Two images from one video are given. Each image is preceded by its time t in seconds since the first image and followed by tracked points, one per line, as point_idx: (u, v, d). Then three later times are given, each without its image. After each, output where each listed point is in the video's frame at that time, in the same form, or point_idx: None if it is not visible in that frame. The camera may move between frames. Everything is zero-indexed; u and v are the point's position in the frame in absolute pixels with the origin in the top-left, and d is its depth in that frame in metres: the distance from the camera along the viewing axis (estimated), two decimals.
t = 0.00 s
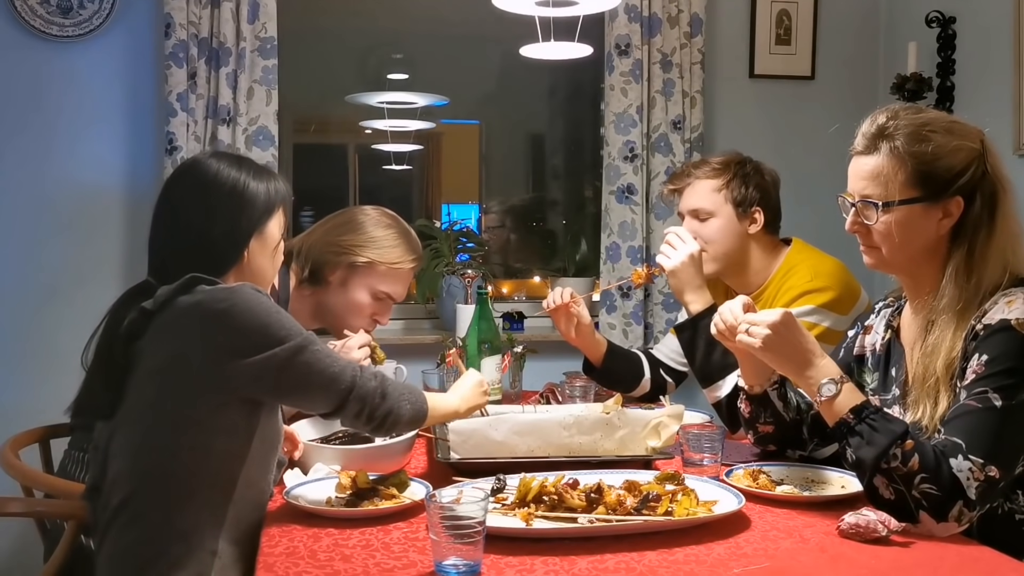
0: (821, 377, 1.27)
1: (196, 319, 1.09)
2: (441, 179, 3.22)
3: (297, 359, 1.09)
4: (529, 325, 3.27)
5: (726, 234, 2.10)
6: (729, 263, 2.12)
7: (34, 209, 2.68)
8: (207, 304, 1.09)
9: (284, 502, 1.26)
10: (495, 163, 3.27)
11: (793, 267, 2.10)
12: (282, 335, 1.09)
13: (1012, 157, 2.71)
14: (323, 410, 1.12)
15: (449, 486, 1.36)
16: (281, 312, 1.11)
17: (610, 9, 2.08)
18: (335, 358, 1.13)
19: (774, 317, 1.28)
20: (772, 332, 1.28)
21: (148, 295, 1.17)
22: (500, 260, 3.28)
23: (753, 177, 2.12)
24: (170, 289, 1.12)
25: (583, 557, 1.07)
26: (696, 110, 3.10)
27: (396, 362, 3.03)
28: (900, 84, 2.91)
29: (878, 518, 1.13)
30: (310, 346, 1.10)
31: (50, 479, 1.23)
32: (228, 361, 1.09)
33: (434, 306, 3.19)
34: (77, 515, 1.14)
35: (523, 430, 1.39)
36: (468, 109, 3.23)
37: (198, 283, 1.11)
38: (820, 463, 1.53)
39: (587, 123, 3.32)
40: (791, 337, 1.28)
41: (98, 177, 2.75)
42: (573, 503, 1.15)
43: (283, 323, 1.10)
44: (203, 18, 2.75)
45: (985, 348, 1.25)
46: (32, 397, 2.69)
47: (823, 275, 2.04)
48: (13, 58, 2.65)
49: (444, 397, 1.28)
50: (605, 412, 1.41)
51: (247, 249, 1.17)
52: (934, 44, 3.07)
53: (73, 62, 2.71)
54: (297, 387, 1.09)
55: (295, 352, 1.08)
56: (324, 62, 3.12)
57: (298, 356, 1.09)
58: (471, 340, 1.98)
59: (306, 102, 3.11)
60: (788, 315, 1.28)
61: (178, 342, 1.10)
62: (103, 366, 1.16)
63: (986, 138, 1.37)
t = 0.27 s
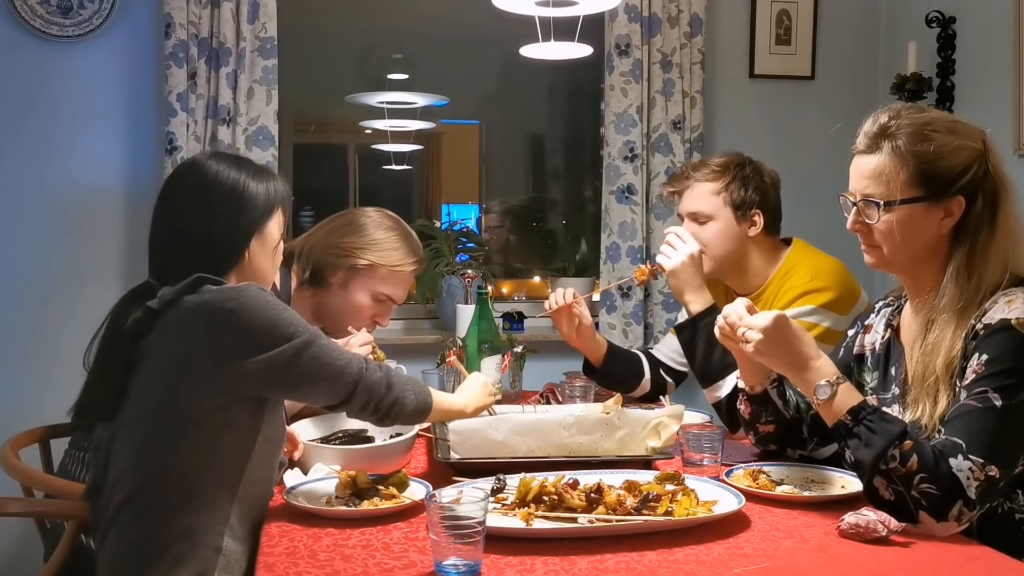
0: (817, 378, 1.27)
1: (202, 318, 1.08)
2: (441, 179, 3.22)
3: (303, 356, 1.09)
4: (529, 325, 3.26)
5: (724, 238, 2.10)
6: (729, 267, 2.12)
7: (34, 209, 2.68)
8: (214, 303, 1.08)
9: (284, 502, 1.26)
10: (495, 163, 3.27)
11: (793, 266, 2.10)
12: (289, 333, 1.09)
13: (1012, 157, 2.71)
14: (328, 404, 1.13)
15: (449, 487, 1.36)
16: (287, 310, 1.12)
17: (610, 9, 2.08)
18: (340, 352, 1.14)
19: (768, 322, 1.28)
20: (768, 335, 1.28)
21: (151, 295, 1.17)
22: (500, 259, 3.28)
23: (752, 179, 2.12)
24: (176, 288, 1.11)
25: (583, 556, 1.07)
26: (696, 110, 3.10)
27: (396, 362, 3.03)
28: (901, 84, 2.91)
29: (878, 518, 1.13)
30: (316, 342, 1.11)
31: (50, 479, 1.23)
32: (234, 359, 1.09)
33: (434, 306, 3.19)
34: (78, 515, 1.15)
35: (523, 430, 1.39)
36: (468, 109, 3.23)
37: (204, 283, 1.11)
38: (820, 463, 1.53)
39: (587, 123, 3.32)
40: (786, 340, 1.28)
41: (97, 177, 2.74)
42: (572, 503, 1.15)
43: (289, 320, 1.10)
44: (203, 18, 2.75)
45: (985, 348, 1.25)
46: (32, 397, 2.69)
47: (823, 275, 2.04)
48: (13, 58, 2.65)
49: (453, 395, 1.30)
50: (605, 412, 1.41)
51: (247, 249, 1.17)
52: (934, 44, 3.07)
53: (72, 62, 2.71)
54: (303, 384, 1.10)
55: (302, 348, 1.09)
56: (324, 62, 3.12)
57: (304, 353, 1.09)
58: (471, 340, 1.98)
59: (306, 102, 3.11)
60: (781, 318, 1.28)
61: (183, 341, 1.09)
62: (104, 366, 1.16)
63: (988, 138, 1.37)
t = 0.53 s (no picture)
0: (807, 384, 1.27)
1: (203, 318, 1.08)
2: (441, 179, 3.22)
3: (302, 359, 1.09)
4: (529, 325, 3.26)
5: (722, 241, 2.10)
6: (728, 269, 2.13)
7: (35, 210, 2.68)
8: (214, 303, 1.08)
9: (284, 503, 1.26)
10: (495, 163, 3.27)
11: (793, 267, 2.10)
12: (289, 334, 1.09)
13: (1012, 157, 2.71)
14: (326, 408, 1.13)
15: (449, 486, 1.36)
16: (286, 312, 1.11)
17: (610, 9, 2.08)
18: (339, 357, 1.13)
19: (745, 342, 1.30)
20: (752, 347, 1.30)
21: (152, 295, 1.17)
22: (500, 260, 3.28)
23: (751, 181, 2.11)
24: (177, 289, 1.12)
25: (583, 557, 1.07)
26: (696, 110, 3.10)
27: (396, 362, 3.03)
28: (901, 84, 2.91)
29: (878, 518, 1.13)
30: (314, 346, 1.11)
31: (51, 480, 1.23)
32: (233, 360, 1.09)
33: (434, 306, 3.19)
34: (78, 515, 1.16)
35: (523, 430, 1.39)
36: (468, 109, 3.23)
37: (205, 283, 1.11)
38: (819, 463, 1.54)
39: (587, 123, 3.32)
40: (769, 353, 1.29)
41: (98, 177, 2.75)
42: (571, 504, 1.15)
43: (289, 322, 1.10)
44: (203, 18, 2.75)
45: (986, 347, 1.25)
46: (32, 397, 2.69)
47: (823, 275, 2.04)
48: (13, 58, 2.65)
49: (444, 395, 1.28)
50: (605, 412, 1.41)
51: (250, 251, 1.18)
52: (934, 44, 3.07)
53: (73, 62, 2.71)
54: (301, 388, 1.10)
55: (300, 352, 1.09)
56: (324, 62, 3.12)
57: (303, 356, 1.09)
58: (471, 340, 1.98)
59: (306, 102, 3.11)
60: (756, 335, 1.29)
61: (183, 341, 1.09)
62: (104, 365, 1.16)
63: (991, 138, 1.37)
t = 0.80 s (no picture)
0: (804, 387, 1.28)
1: (203, 318, 1.09)
2: (441, 179, 3.22)
3: (302, 357, 1.10)
4: (529, 325, 3.26)
5: (721, 244, 2.10)
6: (727, 272, 2.13)
7: (35, 211, 2.68)
8: (216, 302, 1.09)
9: (284, 503, 1.26)
10: (495, 163, 3.27)
11: (793, 267, 2.10)
12: (289, 333, 1.10)
13: (1012, 157, 2.71)
14: (327, 407, 1.13)
15: (449, 486, 1.36)
16: (287, 311, 1.12)
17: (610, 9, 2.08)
18: (339, 355, 1.14)
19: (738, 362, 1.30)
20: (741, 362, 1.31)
21: (153, 295, 1.17)
22: (500, 260, 3.28)
23: (748, 184, 2.11)
24: (177, 289, 1.12)
25: (583, 557, 1.07)
26: (696, 110, 3.10)
27: (396, 362, 3.02)
28: (901, 84, 2.91)
29: (878, 518, 1.13)
30: (314, 344, 1.11)
31: (50, 479, 1.22)
32: (234, 359, 1.09)
33: (434, 306, 3.19)
34: (78, 515, 1.14)
35: (523, 430, 1.39)
36: (468, 109, 3.23)
37: (205, 283, 1.11)
38: (819, 463, 1.54)
39: (587, 123, 3.32)
40: (762, 366, 1.29)
41: (98, 178, 2.75)
42: (571, 505, 1.15)
43: (288, 321, 1.11)
44: (203, 18, 2.75)
45: (985, 347, 1.25)
46: (32, 397, 2.69)
47: (823, 275, 2.04)
48: (14, 58, 2.65)
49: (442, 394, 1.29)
50: (605, 412, 1.41)
51: (252, 253, 1.18)
52: (934, 44, 3.07)
53: (73, 62, 2.71)
54: (302, 387, 1.10)
55: (300, 350, 1.10)
56: (324, 62, 3.12)
57: (303, 354, 1.10)
58: (471, 339, 1.98)
59: (306, 102, 3.11)
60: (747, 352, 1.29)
61: (185, 341, 1.10)
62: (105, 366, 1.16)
63: (995, 139, 1.37)
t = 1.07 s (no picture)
0: (810, 383, 1.27)
1: (202, 318, 1.09)
2: (441, 179, 3.22)
3: (302, 358, 1.09)
4: (529, 325, 3.27)
5: (720, 243, 2.10)
6: (727, 272, 2.13)
7: (36, 211, 2.68)
8: (215, 303, 1.09)
9: (284, 503, 1.26)
10: (495, 163, 3.27)
11: (792, 268, 2.10)
12: (290, 333, 1.10)
13: (1012, 157, 2.71)
14: (329, 408, 1.13)
15: (449, 486, 1.36)
16: (288, 312, 1.12)
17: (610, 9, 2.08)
18: (340, 356, 1.14)
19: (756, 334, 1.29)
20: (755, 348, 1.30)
21: (153, 295, 1.17)
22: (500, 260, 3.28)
23: (749, 185, 2.11)
24: (177, 288, 1.12)
25: (583, 557, 1.07)
26: (696, 110, 3.10)
27: (396, 362, 3.03)
28: (901, 84, 2.91)
29: (879, 518, 1.13)
30: (315, 345, 1.11)
31: (49, 479, 1.22)
32: (234, 360, 1.09)
33: (434, 306, 3.19)
34: (78, 516, 1.12)
35: (523, 430, 1.39)
36: (468, 109, 3.23)
37: (204, 283, 1.12)
38: (819, 463, 1.54)
39: (587, 123, 3.32)
40: (776, 348, 1.28)
41: (98, 178, 2.75)
42: (572, 504, 1.15)
43: (288, 321, 1.11)
44: (203, 18, 2.75)
45: (985, 347, 1.25)
46: (32, 397, 2.69)
47: (823, 276, 2.04)
48: (14, 58, 2.65)
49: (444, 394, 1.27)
50: (605, 412, 1.41)
51: (250, 252, 1.18)
52: (934, 44, 3.07)
53: (73, 61, 2.71)
54: (304, 388, 1.10)
55: (300, 351, 1.09)
56: (324, 62, 3.12)
57: (304, 355, 1.10)
58: (471, 339, 1.98)
59: (306, 102, 3.11)
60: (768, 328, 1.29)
61: (185, 341, 1.10)
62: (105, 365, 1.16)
63: (995, 139, 1.37)
